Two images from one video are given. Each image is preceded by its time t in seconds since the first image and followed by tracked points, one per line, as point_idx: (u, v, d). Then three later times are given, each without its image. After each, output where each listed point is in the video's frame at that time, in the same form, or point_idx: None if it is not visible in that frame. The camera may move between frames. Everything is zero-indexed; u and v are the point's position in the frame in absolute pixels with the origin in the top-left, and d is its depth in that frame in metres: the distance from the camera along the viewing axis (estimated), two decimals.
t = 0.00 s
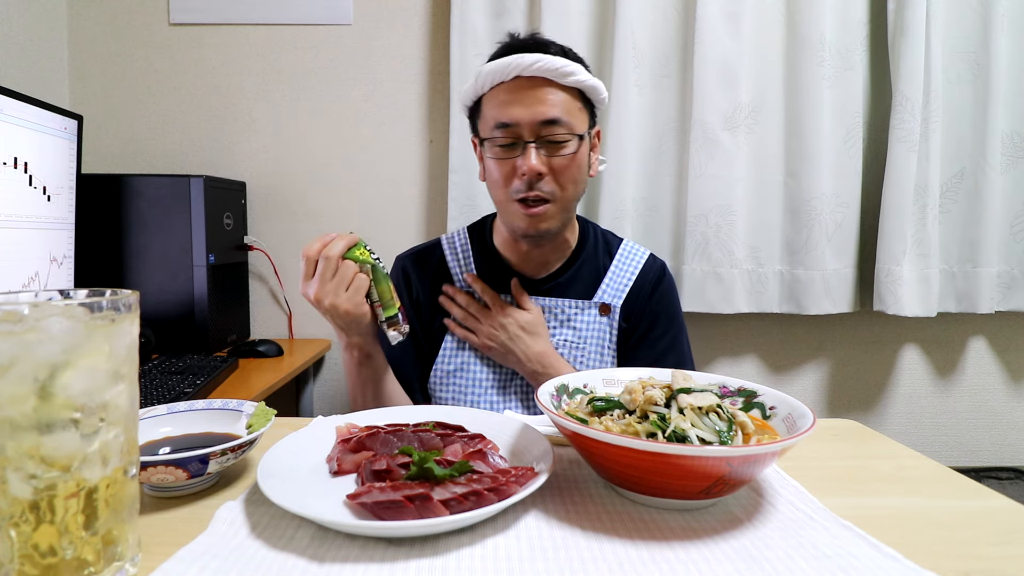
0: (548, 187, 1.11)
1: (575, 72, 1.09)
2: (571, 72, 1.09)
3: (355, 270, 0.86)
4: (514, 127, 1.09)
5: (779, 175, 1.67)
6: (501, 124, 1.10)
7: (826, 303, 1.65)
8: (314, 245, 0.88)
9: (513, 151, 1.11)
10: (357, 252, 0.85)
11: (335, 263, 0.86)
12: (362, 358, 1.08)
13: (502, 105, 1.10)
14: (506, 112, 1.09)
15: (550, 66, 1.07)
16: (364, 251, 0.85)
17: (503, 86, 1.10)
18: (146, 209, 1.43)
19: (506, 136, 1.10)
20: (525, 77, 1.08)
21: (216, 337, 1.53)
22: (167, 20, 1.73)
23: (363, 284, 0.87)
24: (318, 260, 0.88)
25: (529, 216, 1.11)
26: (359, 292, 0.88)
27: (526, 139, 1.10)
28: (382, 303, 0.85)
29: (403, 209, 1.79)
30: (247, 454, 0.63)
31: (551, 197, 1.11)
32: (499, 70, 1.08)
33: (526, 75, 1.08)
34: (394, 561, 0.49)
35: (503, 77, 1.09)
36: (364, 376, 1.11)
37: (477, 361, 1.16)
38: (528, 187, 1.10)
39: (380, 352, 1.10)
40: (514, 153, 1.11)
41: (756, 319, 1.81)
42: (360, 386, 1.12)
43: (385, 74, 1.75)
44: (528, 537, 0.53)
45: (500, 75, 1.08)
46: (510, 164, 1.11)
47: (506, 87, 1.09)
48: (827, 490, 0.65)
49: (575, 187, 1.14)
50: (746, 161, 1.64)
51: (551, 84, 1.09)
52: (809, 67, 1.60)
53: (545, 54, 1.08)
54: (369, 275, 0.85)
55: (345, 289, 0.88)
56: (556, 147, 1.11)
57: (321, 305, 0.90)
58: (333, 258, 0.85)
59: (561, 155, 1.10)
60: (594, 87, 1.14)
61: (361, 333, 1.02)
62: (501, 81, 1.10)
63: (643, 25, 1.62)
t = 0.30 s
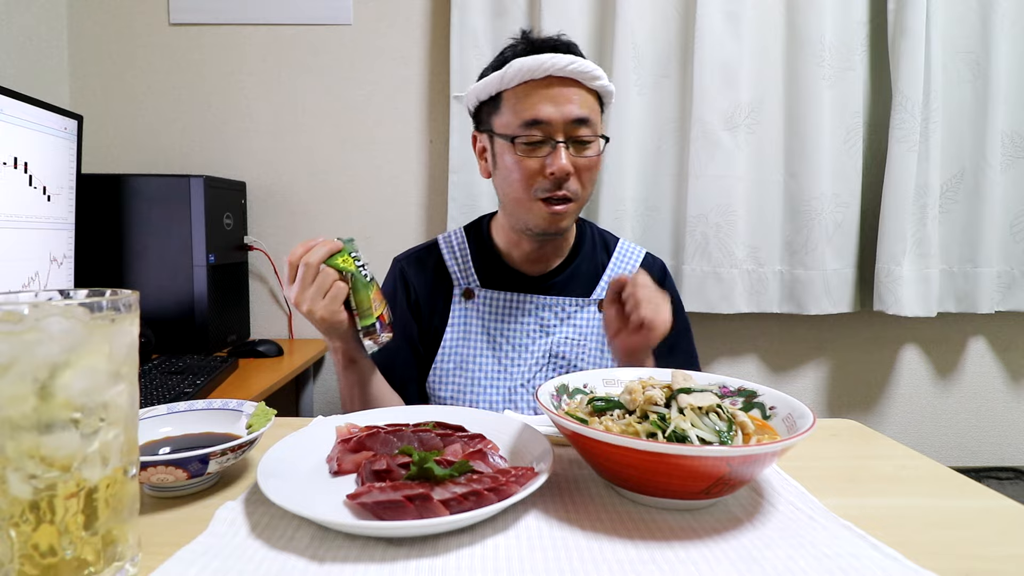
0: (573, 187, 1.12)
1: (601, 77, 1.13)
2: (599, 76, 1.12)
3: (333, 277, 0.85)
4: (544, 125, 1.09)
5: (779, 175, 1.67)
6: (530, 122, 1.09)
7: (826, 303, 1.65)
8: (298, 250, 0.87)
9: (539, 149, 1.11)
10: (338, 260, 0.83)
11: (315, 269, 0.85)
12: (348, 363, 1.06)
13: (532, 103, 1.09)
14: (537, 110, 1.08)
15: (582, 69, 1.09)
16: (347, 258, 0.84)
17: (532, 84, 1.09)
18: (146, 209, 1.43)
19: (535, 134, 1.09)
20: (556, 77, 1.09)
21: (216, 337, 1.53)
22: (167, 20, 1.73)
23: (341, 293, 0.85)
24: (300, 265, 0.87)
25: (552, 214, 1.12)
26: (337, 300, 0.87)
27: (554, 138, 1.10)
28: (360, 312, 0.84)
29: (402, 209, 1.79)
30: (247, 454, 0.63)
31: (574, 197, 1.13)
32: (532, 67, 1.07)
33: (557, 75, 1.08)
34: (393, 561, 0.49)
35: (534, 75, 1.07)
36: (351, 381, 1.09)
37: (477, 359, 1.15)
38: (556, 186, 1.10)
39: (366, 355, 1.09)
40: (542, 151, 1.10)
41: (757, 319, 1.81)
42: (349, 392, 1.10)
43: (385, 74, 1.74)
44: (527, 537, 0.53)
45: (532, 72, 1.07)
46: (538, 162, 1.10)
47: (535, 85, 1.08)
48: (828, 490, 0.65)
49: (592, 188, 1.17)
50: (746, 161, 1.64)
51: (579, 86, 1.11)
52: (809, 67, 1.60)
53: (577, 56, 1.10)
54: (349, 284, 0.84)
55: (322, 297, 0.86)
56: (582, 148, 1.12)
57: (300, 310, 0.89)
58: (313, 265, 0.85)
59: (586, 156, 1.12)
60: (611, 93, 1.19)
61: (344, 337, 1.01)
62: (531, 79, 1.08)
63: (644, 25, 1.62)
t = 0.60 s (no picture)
0: (586, 180, 1.11)
1: (609, 77, 1.15)
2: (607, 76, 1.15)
3: (339, 276, 0.84)
4: (558, 119, 1.09)
5: (779, 175, 1.67)
6: (545, 116, 1.09)
7: (826, 303, 1.65)
8: (302, 249, 0.87)
9: (552, 143, 1.11)
10: (342, 260, 0.84)
11: (321, 268, 0.84)
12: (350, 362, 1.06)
13: (546, 97, 1.09)
14: (552, 103, 1.09)
15: (594, 68, 1.11)
16: (351, 258, 0.84)
17: (547, 79, 1.10)
18: (146, 209, 1.43)
19: (549, 127, 1.09)
20: (570, 73, 1.10)
21: (216, 337, 1.53)
22: (167, 20, 1.73)
23: (346, 292, 0.85)
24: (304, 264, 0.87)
25: (564, 207, 1.11)
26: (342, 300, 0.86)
27: (568, 132, 1.10)
28: (365, 311, 0.85)
29: (402, 209, 1.79)
30: (248, 454, 0.64)
31: (586, 191, 1.12)
32: (549, 63, 1.08)
33: (571, 72, 1.10)
34: (393, 561, 0.49)
35: (549, 71, 1.09)
36: (352, 380, 1.09)
37: (477, 355, 1.14)
38: (569, 179, 1.10)
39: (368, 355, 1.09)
40: (556, 145, 1.10)
41: (757, 319, 1.81)
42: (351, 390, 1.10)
43: (385, 74, 1.74)
44: (527, 537, 0.53)
45: (547, 68, 1.08)
46: (551, 155, 1.09)
47: (549, 81, 1.10)
48: (827, 490, 0.65)
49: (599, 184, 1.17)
50: (746, 161, 1.64)
51: (589, 84, 1.13)
52: (809, 67, 1.60)
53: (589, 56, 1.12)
54: (354, 283, 0.85)
55: (327, 296, 0.85)
56: (593, 143, 1.13)
57: (303, 310, 0.88)
58: (319, 263, 0.84)
59: (597, 152, 1.13)
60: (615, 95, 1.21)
61: (346, 337, 1.00)
62: (547, 74, 1.09)
63: (644, 25, 1.62)
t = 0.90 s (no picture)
0: (560, 166, 1.11)
1: (586, 61, 1.14)
2: (582, 60, 1.13)
3: (324, 264, 0.84)
4: (528, 108, 1.11)
5: (779, 175, 1.67)
6: (515, 106, 1.11)
7: (826, 303, 1.65)
8: (290, 233, 0.85)
9: (526, 132, 1.12)
10: (330, 248, 0.84)
11: (306, 255, 0.84)
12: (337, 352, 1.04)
13: (516, 87, 1.12)
14: (519, 92, 1.11)
15: (563, 53, 1.10)
16: (340, 246, 0.85)
17: (518, 71, 1.12)
18: (146, 209, 1.43)
19: (519, 116, 1.11)
20: (540, 61, 1.11)
21: (216, 337, 1.52)
22: (167, 20, 1.73)
23: (331, 281, 0.85)
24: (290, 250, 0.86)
25: (539, 194, 1.11)
26: (326, 288, 0.85)
27: (539, 120, 1.11)
28: (347, 300, 0.84)
29: (402, 209, 1.79)
30: (247, 454, 0.64)
31: (562, 177, 1.12)
32: (515, 54, 1.10)
33: (540, 60, 1.11)
34: (393, 561, 0.49)
35: (517, 61, 1.11)
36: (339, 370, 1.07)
37: (478, 353, 1.14)
38: (541, 166, 1.10)
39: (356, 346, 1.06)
40: (528, 133, 1.12)
41: (757, 319, 1.81)
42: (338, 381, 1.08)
43: (385, 74, 1.75)
44: (528, 537, 0.53)
45: (515, 58, 1.10)
46: (523, 144, 1.11)
47: (520, 72, 1.12)
48: (828, 490, 0.65)
49: (584, 172, 1.15)
50: (746, 161, 1.64)
51: (562, 70, 1.13)
52: (809, 67, 1.60)
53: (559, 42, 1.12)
54: (340, 272, 0.85)
55: (311, 283, 0.85)
56: (567, 129, 1.12)
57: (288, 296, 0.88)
58: (304, 250, 0.84)
59: (572, 137, 1.12)
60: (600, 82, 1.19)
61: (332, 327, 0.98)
62: (516, 66, 1.12)
63: (644, 25, 1.62)
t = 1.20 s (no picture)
0: (541, 156, 1.09)
1: (565, 43, 1.11)
2: (562, 42, 1.11)
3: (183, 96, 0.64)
4: (505, 97, 1.10)
5: (779, 175, 1.67)
6: (492, 95, 1.10)
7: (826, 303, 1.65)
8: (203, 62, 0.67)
9: (504, 123, 1.11)
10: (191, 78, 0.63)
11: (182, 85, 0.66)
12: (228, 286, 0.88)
13: (493, 76, 1.11)
14: (495, 82, 1.10)
15: (540, 35, 1.08)
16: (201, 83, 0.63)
17: (494, 58, 1.11)
18: (146, 208, 1.42)
19: (496, 106, 1.10)
20: (515, 48, 1.10)
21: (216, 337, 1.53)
22: (167, 20, 1.73)
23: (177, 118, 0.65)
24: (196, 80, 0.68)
25: (520, 186, 1.09)
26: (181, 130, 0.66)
27: (517, 108, 1.10)
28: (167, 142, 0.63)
29: (402, 208, 1.79)
30: (248, 454, 0.64)
31: (543, 168, 1.09)
32: (489, 40, 1.09)
33: (517, 45, 1.09)
34: (393, 561, 0.49)
35: (492, 48, 1.10)
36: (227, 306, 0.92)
37: (475, 350, 1.13)
38: (520, 157, 1.08)
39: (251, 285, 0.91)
40: (506, 124, 1.10)
41: (757, 319, 1.81)
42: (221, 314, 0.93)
43: (385, 74, 1.75)
44: (528, 537, 0.53)
45: (489, 46, 1.09)
46: (500, 135, 1.10)
47: (497, 59, 1.11)
48: (828, 490, 0.65)
49: (569, 162, 1.13)
50: (746, 161, 1.64)
51: (541, 54, 1.11)
52: (809, 67, 1.60)
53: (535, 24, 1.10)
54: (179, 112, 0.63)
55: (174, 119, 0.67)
56: (547, 117, 1.11)
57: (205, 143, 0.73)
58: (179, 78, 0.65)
59: (553, 125, 1.10)
60: (587, 66, 1.17)
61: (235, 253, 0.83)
62: (492, 53, 1.11)
63: (644, 26, 1.62)
